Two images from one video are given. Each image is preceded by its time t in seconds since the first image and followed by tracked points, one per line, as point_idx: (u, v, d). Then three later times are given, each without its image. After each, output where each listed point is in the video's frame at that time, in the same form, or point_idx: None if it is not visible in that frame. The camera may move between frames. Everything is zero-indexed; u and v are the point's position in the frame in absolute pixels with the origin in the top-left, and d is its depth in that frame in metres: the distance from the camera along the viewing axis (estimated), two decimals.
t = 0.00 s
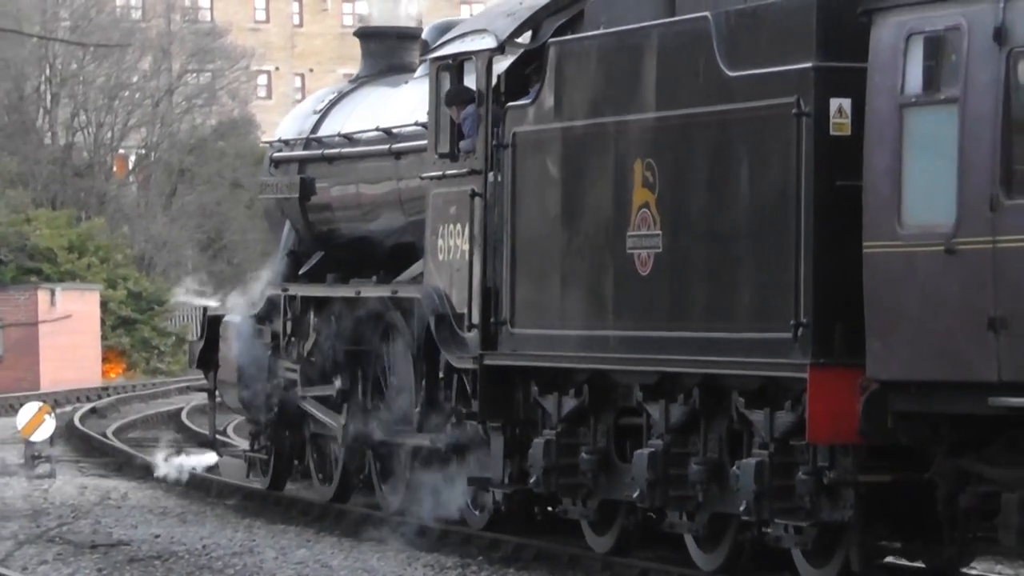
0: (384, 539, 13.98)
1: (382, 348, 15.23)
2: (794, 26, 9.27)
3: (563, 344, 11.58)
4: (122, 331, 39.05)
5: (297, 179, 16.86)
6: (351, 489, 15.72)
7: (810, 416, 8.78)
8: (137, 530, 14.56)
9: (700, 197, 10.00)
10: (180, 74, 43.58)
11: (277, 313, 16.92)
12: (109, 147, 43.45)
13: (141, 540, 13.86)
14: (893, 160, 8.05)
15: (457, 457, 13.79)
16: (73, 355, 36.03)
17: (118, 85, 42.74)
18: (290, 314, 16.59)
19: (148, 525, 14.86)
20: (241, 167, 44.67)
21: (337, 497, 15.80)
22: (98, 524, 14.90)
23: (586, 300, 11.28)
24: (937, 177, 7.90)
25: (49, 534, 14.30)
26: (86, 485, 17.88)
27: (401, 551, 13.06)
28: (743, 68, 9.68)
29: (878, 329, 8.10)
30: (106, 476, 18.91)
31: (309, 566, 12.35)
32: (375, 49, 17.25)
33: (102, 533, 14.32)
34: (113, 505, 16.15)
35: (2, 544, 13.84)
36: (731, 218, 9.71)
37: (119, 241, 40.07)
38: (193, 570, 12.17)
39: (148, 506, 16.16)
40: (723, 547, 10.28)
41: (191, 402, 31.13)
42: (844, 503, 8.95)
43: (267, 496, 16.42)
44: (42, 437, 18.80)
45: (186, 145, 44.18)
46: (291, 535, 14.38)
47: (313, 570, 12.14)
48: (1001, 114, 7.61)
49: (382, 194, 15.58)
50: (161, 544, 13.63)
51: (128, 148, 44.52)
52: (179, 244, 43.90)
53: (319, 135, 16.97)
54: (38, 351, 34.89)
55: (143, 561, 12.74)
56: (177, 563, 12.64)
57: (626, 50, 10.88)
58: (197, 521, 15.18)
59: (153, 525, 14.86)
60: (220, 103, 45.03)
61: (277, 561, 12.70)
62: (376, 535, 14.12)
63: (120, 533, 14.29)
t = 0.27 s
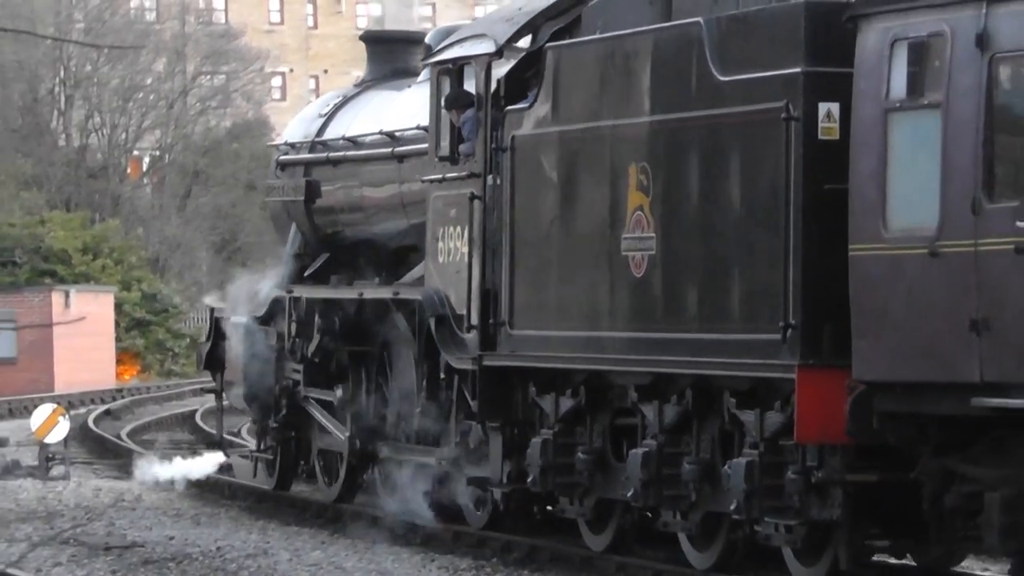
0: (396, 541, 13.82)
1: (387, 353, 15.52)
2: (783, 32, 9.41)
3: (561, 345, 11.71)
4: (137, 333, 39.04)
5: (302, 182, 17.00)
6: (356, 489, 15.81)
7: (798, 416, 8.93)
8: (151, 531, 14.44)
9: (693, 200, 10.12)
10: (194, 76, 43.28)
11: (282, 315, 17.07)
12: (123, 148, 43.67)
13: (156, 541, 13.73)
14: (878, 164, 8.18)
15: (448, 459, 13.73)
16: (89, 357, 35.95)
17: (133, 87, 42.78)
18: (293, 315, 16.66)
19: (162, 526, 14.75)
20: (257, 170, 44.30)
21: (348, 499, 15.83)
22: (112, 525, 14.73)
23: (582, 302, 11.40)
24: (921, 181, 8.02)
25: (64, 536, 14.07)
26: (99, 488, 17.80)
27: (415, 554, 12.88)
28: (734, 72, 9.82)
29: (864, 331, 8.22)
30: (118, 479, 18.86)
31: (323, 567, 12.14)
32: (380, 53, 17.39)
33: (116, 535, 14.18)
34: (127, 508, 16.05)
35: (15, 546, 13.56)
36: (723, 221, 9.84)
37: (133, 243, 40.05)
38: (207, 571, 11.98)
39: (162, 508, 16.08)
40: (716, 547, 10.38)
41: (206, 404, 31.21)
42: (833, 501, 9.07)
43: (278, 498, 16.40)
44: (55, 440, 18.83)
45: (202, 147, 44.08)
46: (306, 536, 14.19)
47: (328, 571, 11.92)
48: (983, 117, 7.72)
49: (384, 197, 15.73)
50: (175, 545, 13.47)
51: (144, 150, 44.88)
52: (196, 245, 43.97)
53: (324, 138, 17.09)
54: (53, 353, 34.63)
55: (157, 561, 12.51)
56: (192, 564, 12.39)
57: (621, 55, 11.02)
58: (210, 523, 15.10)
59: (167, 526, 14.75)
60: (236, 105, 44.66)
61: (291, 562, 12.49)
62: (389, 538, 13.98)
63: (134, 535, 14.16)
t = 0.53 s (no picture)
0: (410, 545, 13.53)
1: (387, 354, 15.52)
2: (769, 38, 9.55)
3: (553, 347, 11.81)
4: (144, 336, 38.99)
5: (302, 186, 17.10)
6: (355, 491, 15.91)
7: (783, 419, 9.05)
8: (158, 535, 14.45)
9: (683, 204, 10.23)
10: (202, 80, 43.14)
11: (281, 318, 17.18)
12: (131, 152, 43.64)
13: (163, 545, 13.70)
14: (860, 169, 8.27)
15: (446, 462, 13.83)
16: (96, 360, 35.79)
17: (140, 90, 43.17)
18: (293, 319, 16.67)
19: (169, 530, 14.76)
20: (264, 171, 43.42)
21: (352, 502, 15.85)
22: (118, 529, 14.75)
23: (574, 305, 11.50)
24: (904, 186, 8.11)
25: (71, 539, 14.08)
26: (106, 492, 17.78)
27: (423, 558, 12.67)
28: (722, 79, 9.94)
29: (847, 334, 8.31)
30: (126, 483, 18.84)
31: (330, 571, 12.07)
32: (380, 58, 17.48)
33: (123, 538, 14.17)
34: (134, 512, 16.05)
35: (23, 550, 13.52)
36: (712, 226, 9.94)
37: (139, 246, 40.01)
38: None
39: (170, 512, 16.05)
40: (705, 547, 10.47)
41: (212, 407, 31.31)
42: (818, 502, 9.19)
43: (281, 501, 16.44)
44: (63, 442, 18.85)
45: (210, 150, 43.75)
46: (314, 539, 14.13)
47: None
48: (964, 123, 7.82)
49: (383, 202, 15.85)
50: (183, 549, 13.44)
51: (150, 153, 44.55)
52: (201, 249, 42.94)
53: (324, 143, 17.18)
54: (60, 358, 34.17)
55: (165, 565, 12.47)
56: (200, 569, 12.30)
57: (613, 61, 11.13)
58: (218, 528, 15.08)
59: (174, 530, 14.75)
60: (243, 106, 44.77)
61: (299, 567, 12.38)
62: (401, 542, 13.72)
63: (142, 538, 14.15)
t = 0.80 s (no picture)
0: (416, 547, 13.60)
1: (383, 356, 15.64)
2: (754, 44, 9.67)
3: (544, 349, 11.94)
4: (151, 338, 38.67)
5: (300, 190, 17.25)
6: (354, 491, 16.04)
7: (766, 420, 9.17)
8: (166, 537, 14.49)
9: (670, 208, 10.36)
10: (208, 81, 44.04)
11: (279, 321, 17.32)
12: (138, 154, 43.61)
13: (171, 548, 13.72)
14: (841, 174, 8.40)
15: (441, 462, 13.93)
16: (104, 363, 35.52)
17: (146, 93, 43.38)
18: (291, 321, 16.85)
19: (177, 532, 14.80)
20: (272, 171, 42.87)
21: (354, 503, 15.95)
22: (126, 531, 14.81)
23: (564, 308, 11.63)
24: (883, 191, 8.24)
25: (79, 541, 14.13)
26: (112, 494, 17.87)
27: (430, 559, 12.73)
28: (707, 84, 10.08)
29: (828, 337, 8.44)
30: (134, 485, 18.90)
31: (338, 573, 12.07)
32: (378, 63, 17.61)
33: (131, 541, 14.22)
34: (142, 514, 16.11)
35: (32, 552, 13.57)
36: (698, 230, 10.07)
37: (147, 249, 39.94)
38: None
39: (178, 515, 16.11)
40: (692, 547, 10.60)
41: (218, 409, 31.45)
42: (801, 502, 9.32)
43: (283, 502, 16.55)
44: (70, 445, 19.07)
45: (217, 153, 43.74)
46: (321, 542, 14.18)
47: None
48: (941, 128, 7.94)
49: (379, 205, 15.99)
50: (191, 552, 13.47)
51: (157, 156, 44.35)
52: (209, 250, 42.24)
53: (322, 147, 17.31)
54: (68, 360, 34.14)
55: (173, 567, 12.49)
56: (208, 570, 12.31)
57: (603, 67, 11.26)
58: (225, 529, 15.14)
59: (182, 532, 14.79)
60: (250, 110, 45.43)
61: (307, 569, 12.39)
62: (407, 544, 13.77)
63: (149, 541, 14.19)
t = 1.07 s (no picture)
0: (422, 546, 13.48)
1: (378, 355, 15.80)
2: (737, 48, 9.82)
3: (535, 349, 12.07)
4: (157, 338, 38.40)
5: (298, 192, 17.39)
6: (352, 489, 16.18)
7: (750, 418, 9.29)
8: (172, 537, 14.45)
9: (657, 209, 10.49)
10: (216, 82, 43.41)
11: (278, 321, 17.47)
12: (144, 154, 43.17)
13: (178, 547, 13.68)
14: (819, 176, 8.53)
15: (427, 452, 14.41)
16: (110, 363, 35.17)
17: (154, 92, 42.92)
18: (289, 321, 16.99)
19: (183, 532, 14.77)
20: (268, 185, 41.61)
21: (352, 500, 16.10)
22: (132, 531, 14.82)
23: (555, 307, 11.76)
24: (860, 192, 8.37)
25: (86, 541, 14.14)
26: (118, 494, 17.87)
27: (436, 559, 12.60)
28: (692, 86, 10.23)
29: (808, 337, 8.57)
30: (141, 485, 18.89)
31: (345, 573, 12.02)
32: (375, 65, 17.71)
33: (137, 541, 14.19)
34: (148, 514, 16.11)
35: (38, 552, 13.55)
36: (684, 230, 10.20)
37: (153, 249, 39.68)
38: None
39: (183, 514, 16.09)
40: (679, 543, 10.73)
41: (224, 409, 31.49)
42: (784, 499, 9.45)
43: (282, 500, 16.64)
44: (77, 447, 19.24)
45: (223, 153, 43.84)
46: (327, 541, 14.11)
47: None
48: (917, 131, 8.07)
49: (375, 206, 16.13)
50: (197, 551, 13.43)
51: (164, 156, 44.28)
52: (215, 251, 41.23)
53: (320, 149, 17.44)
54: (75, 360, 34.07)
55: (179, 566, 12.44)
56: (214, 570, 12.27)
57: (592, 69, 11.39)
58: (231, 529, 15.10)
59: (188, 532, 14.77)
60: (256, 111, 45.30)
61: (312, 568, 12.34)
62: (413, 544, 13.63)
63: (155, 540, 14.16)
